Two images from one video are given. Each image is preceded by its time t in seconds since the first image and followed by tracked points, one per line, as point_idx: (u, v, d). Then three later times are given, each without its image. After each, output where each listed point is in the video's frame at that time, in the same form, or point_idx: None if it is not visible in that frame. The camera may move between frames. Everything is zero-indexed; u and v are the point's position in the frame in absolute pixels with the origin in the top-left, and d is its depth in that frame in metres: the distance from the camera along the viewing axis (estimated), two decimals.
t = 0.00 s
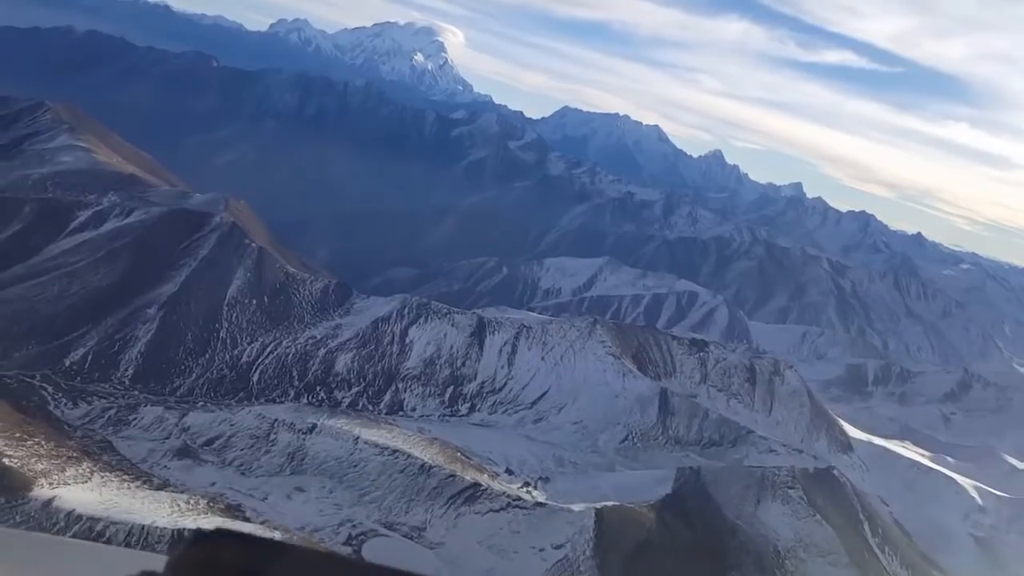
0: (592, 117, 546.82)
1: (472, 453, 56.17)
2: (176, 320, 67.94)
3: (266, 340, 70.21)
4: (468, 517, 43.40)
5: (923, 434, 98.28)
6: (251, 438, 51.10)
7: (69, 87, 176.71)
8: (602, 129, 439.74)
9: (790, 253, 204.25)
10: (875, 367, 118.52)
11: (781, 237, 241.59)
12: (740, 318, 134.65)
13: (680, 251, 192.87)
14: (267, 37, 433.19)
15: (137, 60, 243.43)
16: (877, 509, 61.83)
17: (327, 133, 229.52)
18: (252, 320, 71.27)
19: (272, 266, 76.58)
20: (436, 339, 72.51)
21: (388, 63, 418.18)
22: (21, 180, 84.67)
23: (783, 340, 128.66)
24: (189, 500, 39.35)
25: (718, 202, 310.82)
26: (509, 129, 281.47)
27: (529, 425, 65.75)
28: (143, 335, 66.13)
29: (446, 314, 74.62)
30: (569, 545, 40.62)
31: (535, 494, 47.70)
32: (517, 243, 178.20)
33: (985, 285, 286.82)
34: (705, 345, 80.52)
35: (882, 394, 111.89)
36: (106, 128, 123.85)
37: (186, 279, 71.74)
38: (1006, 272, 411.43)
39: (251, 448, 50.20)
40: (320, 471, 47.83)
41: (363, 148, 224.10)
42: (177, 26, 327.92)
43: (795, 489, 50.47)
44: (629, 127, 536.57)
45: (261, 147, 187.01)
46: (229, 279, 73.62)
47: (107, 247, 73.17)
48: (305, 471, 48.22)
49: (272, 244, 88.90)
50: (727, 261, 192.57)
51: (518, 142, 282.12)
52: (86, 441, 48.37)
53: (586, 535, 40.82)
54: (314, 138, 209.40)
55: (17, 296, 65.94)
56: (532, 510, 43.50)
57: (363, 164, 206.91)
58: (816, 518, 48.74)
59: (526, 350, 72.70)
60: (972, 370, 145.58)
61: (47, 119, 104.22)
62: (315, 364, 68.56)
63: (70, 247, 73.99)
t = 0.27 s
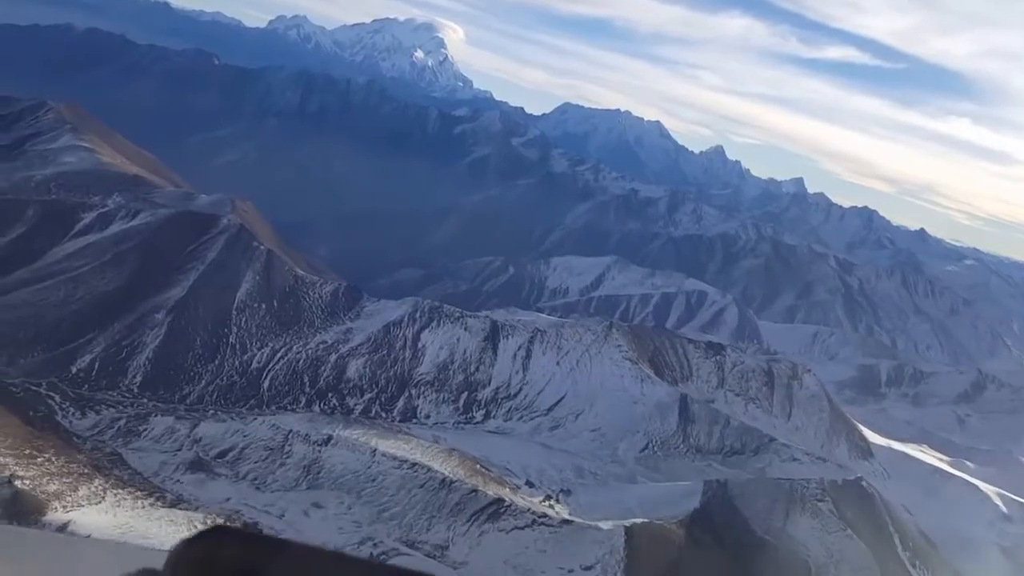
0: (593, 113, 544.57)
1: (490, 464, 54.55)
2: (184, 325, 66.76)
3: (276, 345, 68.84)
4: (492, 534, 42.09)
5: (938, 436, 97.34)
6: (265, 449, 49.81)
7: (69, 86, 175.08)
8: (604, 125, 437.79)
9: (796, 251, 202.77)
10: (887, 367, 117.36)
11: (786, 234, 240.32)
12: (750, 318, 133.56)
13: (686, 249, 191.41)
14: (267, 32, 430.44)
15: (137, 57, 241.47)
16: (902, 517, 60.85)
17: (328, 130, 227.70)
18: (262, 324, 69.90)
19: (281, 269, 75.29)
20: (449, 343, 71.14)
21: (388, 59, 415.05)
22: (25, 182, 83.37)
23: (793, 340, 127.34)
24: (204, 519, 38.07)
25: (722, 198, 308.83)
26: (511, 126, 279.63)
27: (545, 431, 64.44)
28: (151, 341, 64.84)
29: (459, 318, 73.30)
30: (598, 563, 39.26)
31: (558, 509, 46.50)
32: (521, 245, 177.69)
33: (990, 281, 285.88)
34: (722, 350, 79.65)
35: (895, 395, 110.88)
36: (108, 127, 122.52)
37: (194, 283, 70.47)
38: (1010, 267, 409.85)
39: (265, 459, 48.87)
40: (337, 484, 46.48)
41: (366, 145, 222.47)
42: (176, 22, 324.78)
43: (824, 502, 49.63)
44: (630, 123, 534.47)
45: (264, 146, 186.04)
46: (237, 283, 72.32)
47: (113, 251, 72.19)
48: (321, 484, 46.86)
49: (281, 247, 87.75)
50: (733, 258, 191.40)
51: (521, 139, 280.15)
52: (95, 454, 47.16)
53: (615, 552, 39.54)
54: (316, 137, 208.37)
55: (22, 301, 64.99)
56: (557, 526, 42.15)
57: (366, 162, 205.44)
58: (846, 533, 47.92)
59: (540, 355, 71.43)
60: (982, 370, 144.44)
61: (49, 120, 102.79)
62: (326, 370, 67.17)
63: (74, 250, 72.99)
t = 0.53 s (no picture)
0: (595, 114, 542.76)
1: (512, 481, 53.26)
2: (196, 338, 65.48)
3: (289, 358, 67.53)
4: (519, 557, 40.46)
5: (958, 447, 95.87)
6: (282, 468, 48.44)
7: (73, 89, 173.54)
8: (608, 127, 436.85)
9: (805, 255, 201.14)
10: (903, 375, 115.97)
11: (794, 237, 238.69)
12: (762, 324, 132.11)
13: (695, 253, 189.85)
14: (269, 34, 428.97)
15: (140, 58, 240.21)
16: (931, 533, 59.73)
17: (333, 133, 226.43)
18: (275, 336, 68.63)
19: (292, 280, 74.11)
20: (464, 355, 69.81)
21: (392, 61, 413.86)
22: (31, 189, 81.91)
23: (806, 347, 125.81)
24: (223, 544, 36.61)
25: (728, 200, 306.91)
26: (516, 129, 277.94)
27: (565, 444, 63.17)
28: (162, 354, 63.65)
29: (474, 330, 72.05)
30: None
31: (587, 531, 44.98)
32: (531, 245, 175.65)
33: (999, 284, 284.27)
34: (741, 361, 78.64)
35: (912, 403, 109.51)
36: (114, 134, 121.27)
37: (206, 295, 69.29)
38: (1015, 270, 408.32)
39: (282, 478, 47.48)
40: (358, 505, 45.03)
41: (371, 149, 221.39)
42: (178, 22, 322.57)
43: (858, 522, 48.35)
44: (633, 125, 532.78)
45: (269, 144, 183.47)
46: (249, 295, 71.12)
47: (123, 261, 71.28)
48: (341, 504, 45.37)
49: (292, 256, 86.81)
50: (742, 262, 189.70)
51: (526, 141, 278.48)
52: (109, 474, 45.82)
53: None
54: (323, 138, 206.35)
55: (31, 313, 63.86)
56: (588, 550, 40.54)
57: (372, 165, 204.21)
58: (881, 555, 46.70)
59: (557, 366, 70.09)
60: (996, 376, 142.89)
61: (55, 125, 101.29)
62: (340, 384, 65.83)
63: (84, 258, 71.77)
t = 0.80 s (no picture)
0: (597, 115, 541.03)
1: (533, 498, 51.83)
2: (205, 347, 63.88)
3: (300, 368, 65.91)
4: None
5: (975, 456, 94.47)
6: (298, 486, 46.90)
7: (76, 91, 171.72)
8: (610, 128, 434.88)
9: (812, 257, 199.48)
10: (917, 381, 114.55)
11: (800, 239, 236.97)
12: (773, 329, 130.65)
13: (702, 256, 188.17)
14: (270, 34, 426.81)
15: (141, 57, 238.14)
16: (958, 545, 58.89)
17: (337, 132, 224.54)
18: (285, 345, 66.96)
19: (302, 287, 72.45)
20: (479, 365, 68.15)
21: (393, 61, 411.75)
22: (36, 195, 80.13)
23: (818, 352, 124.28)
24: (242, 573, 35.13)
25: (732, 201, 305.13)
26: (520, 130, 276.12)
27: (584, 458, 61.90)
28: (170, 364, 62.04)
29: (488, 338, 70.38)
30: None
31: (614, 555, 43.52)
32: (536, 243, 172.80)
33: (1005, 286, 282.74)
34: (760, 369, 75.08)
35: (926, 409, 108.07)
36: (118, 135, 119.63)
37: (214, 303, 67.69)
38: (1018, 272, 407.04)
39: (298, 498, 45.89)
40: (378, 526, 43.47)
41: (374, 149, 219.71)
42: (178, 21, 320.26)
43: (891, 541, 47.53)
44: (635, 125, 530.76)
45: (273, 144, 181.38)
46: (258, 303, 69.50)
47: (130, 268, 69.35)
48: (359, 525, 43.82)
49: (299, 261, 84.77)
50: (750, 265, 188.13)
51: (529, 143, 276.64)
52: (120, 493, 44.27)
53: None
54: (324, 132, 202.65)
55: (37, 322, 62.30)
56: None
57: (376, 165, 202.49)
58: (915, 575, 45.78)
59: (573, 375, 68.35)
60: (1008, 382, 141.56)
61: (59, 128, 99.53)
62: (353, 395, 64.21)
63: (91, 266, 69.91)
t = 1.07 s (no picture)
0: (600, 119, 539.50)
1: (555, 520, 50.25)
2: (215, 362, 62.58)
3: (312, 382, 64.45)
4: None
5: (993, 469, 92.93)
6: (314, 509, 45.49)
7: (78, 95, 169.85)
8: (614, 133, 433.42)
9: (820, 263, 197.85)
10: (931, 392, 113.03)
11: (807, 244, 235.17)
12: (784, 337, 129.22)
13: (710, 262, 186.67)
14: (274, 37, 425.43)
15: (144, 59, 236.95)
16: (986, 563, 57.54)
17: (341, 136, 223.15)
18: (298, 359, 65.57)
19: (314, 299, 71.04)
20: (494, 379, 66.69)
21: (397, 64, 410.22)
22: (42, 204, 78.69)
23: (830, 361, 122.77)
24: None
25: (737, 206, 303.26)
26: (525, 134, 274.47)
27: (602, 476, 60.45)
28: (180, 379, 60.73)
29: (503, 352, 68.95)
30: None
31: None
32: (541, 249, 171.21)
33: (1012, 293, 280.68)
34: (779, 383, 75.08)
35: (941, 421, 106.55)
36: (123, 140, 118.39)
37: (225, 315, 66.44)
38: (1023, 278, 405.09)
39: (315, 521, 44.48)
40: (398, 551, 42.00)
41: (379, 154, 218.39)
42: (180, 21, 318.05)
43: (927, 566, 47.41)
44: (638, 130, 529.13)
45: (278, 148, 179.68)
46: (269, 316, 68.16)
47: (138, 280, 68.04)
48: (378, 549, 42.36)
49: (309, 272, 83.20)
50: (758, 272, 186.63)
51: (534, 148, 275.16)
52: (132, 517, 42.95)
53: None
54: (328, 135, 200.25)
55: (44, 335, 61.17)
56: None
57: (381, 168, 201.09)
58: None
59: (590, 390, 66.81)
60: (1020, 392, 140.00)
61: (64, 135, 97.98)
62: (366, 410, 62.74)
63: (98, 277, 68.52)
